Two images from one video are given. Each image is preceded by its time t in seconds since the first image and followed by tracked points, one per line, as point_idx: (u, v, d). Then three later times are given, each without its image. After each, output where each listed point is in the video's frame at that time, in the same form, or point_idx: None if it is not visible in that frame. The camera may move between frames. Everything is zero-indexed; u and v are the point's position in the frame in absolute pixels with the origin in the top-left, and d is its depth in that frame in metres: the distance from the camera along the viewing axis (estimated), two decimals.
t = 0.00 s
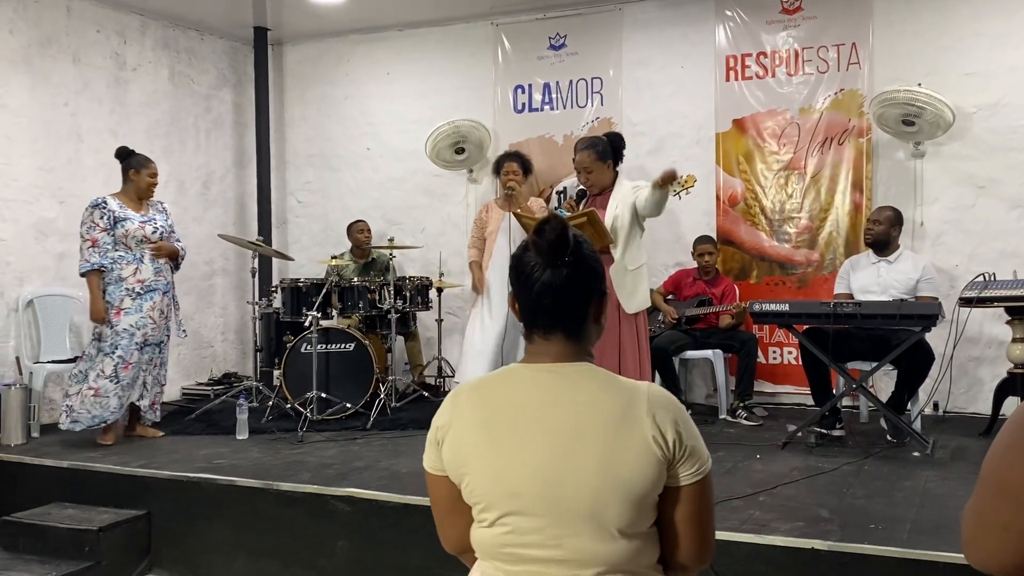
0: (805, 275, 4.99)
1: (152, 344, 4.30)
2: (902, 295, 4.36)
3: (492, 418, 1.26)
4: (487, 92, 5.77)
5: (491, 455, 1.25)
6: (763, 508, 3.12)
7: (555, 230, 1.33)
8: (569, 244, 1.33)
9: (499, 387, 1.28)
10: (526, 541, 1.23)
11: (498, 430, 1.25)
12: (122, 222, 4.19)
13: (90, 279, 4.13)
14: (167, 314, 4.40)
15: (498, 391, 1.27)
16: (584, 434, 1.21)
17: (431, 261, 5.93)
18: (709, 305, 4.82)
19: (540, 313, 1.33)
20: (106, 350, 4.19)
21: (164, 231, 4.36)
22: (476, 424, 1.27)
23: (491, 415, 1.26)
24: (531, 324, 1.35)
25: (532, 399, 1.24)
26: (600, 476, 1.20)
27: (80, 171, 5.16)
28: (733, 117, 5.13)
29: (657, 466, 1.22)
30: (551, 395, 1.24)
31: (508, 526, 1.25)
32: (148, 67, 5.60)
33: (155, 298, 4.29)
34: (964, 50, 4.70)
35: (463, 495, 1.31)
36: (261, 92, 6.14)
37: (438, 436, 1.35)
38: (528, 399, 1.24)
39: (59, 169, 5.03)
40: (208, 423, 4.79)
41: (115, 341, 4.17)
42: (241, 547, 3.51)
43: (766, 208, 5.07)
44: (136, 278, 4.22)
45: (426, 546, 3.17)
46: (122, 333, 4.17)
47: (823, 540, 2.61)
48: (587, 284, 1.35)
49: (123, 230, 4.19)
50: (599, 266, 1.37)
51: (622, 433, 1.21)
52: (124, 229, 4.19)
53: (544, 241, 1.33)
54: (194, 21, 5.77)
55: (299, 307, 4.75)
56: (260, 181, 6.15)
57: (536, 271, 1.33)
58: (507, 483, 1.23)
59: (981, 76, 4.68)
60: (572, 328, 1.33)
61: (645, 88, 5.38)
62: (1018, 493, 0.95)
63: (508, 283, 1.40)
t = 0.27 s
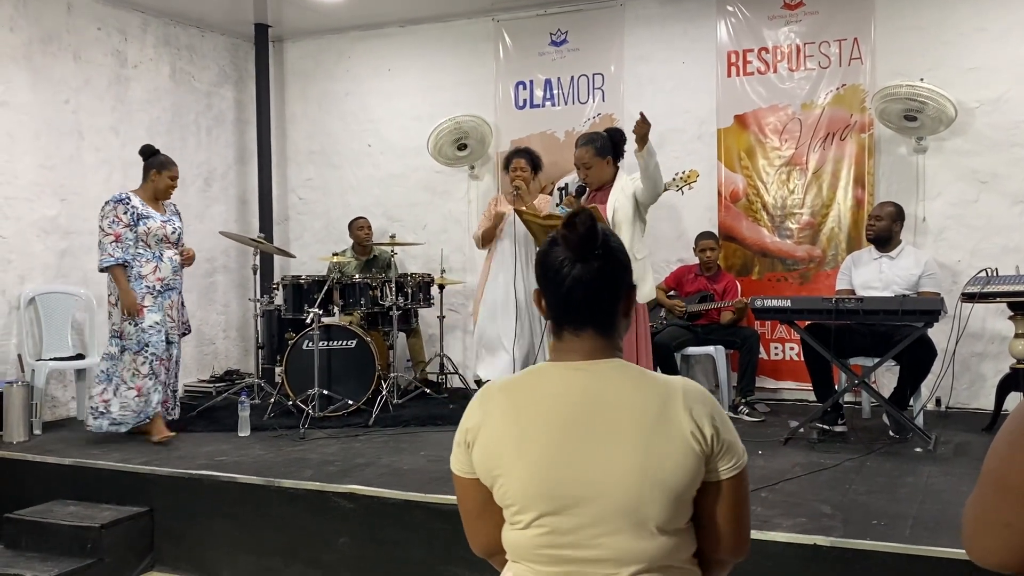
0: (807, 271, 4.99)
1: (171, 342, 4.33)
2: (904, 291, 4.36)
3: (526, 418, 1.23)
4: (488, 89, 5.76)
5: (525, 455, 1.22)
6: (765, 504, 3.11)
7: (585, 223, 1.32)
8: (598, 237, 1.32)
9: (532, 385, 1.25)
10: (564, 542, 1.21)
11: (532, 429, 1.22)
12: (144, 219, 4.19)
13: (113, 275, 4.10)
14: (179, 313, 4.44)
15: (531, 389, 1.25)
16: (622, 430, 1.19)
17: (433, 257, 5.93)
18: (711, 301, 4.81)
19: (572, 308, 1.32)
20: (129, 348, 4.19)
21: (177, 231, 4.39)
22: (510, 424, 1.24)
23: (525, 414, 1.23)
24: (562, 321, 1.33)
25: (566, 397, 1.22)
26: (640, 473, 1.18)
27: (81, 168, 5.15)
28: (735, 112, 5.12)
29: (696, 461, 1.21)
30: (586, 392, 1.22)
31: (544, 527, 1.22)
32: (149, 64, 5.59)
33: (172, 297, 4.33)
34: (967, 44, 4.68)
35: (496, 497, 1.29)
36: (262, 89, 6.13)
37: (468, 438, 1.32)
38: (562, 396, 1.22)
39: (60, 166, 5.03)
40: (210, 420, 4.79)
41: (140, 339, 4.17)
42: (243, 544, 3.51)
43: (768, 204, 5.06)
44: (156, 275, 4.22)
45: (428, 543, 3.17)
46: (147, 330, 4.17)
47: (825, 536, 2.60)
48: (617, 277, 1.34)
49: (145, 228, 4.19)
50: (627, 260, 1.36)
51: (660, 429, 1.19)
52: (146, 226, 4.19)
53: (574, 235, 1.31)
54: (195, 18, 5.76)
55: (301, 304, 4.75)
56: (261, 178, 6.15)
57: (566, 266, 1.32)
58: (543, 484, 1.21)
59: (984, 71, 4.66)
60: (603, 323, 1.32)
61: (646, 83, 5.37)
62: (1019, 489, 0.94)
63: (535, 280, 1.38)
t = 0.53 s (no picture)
0: (808, 267, 4.98)
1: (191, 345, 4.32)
2: (905, 287, 4.36)
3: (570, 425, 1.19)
4: (489, 85, 5.76)
5: (571, 462, 1.19)
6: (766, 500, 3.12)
7: (628, 221, 1.31)
8: (640, 236, 1.31)
9: (573, 390, 1.22)
10: (614, 547, 1.18)
11: (579, 434, 1.19)
12: (171, 221, 4.15)
13: (139, 275, 4.04)
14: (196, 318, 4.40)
15: (574, 394, 1.21)
16: (673, 432, 1.17)
17: (434, 254, 5.93)
18: (712, 297, 4.81)
19: (612, 308, 1.30)
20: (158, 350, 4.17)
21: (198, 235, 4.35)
22: (553, 431, 1.20)
23: (569, 419, 1.20)
24: (600, 320, 1.32)
25: (613, 400, 1.19)
26: (690, 474, 1.17)
27: (82, 166, 5.16)
28: (736, 108, 5.12)
29: (742, 459, 1.21)
30: (634, 395, 1.19)
31: (592, 534, 1.20)
32: (150, 61, 5.59)
33: (193, 301, 4.29)
34: (969, 39, 4.67)
35: (535, 505, 1.25)
36: (262, 86, 6.13)
37: (503, 446, 1.27)
38: (608, 400, 1.19)
39: (62, 164, 5.03)
40: (212, 417, 4.80)
41: (166, 342, 4.15)
42: (245, 540, 3.52)
43: (769, 200, 5.05)
44: (179, 279, 4.19)
45: (429, 540, 3.17)
46: (173, 334, 4.15)
47: (826, 532, 2.60)
48: (656, 277, 1.33)
49: (173, 229, 4.15)
50: (664, 260, 1.35)
51: (708, 428, 1.18)
52: (173, 229, 4.15)
53: (616, 233, 1.30)
54: (195, 15, 5.76)
55: (302, 301, 4.76)
56: (262, 175, 6.16)
57: (606, 264, 1.30)
58: (591, 490, 1.18)
59: (985, 66, 4.66)
60: (640, 323, 1.31)
61: (646, 80, 5.37)
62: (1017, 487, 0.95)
63: (570, 279, 1.36)
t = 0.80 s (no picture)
0: (811, 262, 4.99)
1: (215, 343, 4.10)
2: (908, 282, 4.36)
3: (621, 425, 1.15)
4: (490, 81, 5.76)
5: (625, 463, 1.15)
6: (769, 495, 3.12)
7: (657, 215, 1.29)
8: (667, 232, 1.29)
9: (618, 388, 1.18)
10: (669, 544, 1.17)
11: (632, 433, 1.15)
12: (202, 214, 3.97)
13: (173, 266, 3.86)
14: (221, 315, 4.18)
15: (621, 393, 1.17)
16: (723, 422, 1.17)
17: (437, 251, 5.94)
18: (714, 293, 4.80)
19: (645, 305, 1.27)
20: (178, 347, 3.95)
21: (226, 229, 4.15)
22: (603, 432, 1.16)
23: (620, 419, 1.16)
24: (630, 319, 1.28)
25: (663, 396, 1.17)
26: (739, 463, 1.17)
27: (85, 164, 5.17)
28: (738, 104, 5.11)
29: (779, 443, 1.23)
30: (682, 389, 1.18)
31: (647, 534, 1.17)
32: (152, 59, 5.60)
33: (219, 297, 4.09)
34: (971, 34, 4.67)
35: (579, 511, 1.20)
36: (264, 84, 6.14)
37: (542, 456, 1.20)
38: (658, 397, 1.17)
39: (64, 163, 5.04)
40: (215, 415, 4.81)
41: (185, 337, 3.95)
42: (249, 537, 3.53)
43: (771, 195, 5.05)
44: (206, 273, 3.99)
45: (432, 536, 3.18)
46: (190, 329, 3.95)
47: (829, 527, 2.60)
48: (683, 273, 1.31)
49: (203, 223, 3.96)
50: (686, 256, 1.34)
51: (752, 417, 1.20)
52: (204, 222, 3.97)
53: (647, 228, 1.27)
54: (197, 13, 5.77)
55: (305, 299, 4.79)
56: (264, 173, 6.17)
57: (637, 261, 1.27)
58: (647, 489, 1.15)
59: (987, 60, 4.65)
60: (671, 320, 1.29)
61: (648, 76, 5.37)
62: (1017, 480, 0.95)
63: (595, 280, 1.32)
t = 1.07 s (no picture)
0: (813, 258, 4.98)
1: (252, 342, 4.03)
2: (910, 277, 4.35)
3: (634, 421, 1.16)
4: (492, 78, 5.76)
5: (639, 456, 1.16)
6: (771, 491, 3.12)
7: (659, 212, 1.30)
8: (668, 228, 1.31)
9: (629, 383, 1.19)
10: (681, 536, 1.18)
11: (646, 426, 1.16)
12: (236, 210, 3.98)
13: (218, 261, 3.85)
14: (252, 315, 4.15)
15: (634, 386, 1.19)
16: (732, 413, 1.20)
17: (439, 248, 5.94)
18: (717, 289, 4.80)
19: (650, 301, 1.27)
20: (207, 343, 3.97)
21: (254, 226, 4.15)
22: (618, 426, 1.17)
23: (634, 412, 1.17)
24: (636, 316, 1.28)
25: (675, 389, 1.18)
26: (746, 455, 1.20)
27: (88, 163, 5.17)
28: (740, 100, 5.11)
29: (779, 435, 1.27)
30: (693, 381, 1.20)
31: (660, 527, 1.18)
32: (153, 58, 5.60)
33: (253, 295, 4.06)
34: (974, 28, 4.66)
35: (591, 506, 1.21)
36: (266, 82, 6.14)
37: (554, 452, 1.20)
38: (670, 389, 1.18)
39: (67, 161, 5.04)
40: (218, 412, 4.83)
41: (207, 334, 3.95)
42: (253, 535, 3.54)
43: (774, 191, 5.05)
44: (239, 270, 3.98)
45: (435, 533, 3.18)
46: (214, 327, 3.96)
47: (831, 522, 2.60)
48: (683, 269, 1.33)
49: (237, 220, 3.97)
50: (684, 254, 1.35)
51: (757, 407, 1.23)
52: (238, 219, 3.98)
53: (650, 224, 1.28)
54: (199, 11, 5.77)
55: (308, 296, 4.77)
56: (267, 170, 6.18)
57: (641, 256, 1.27)
58: (661, 481, 1.16)
59: (990, 55, 4.64)
60: (675, 316, 1.29)
61: (650, 72, 5.36)
62: (1015, 473, 0.96)
63: (598, 279, 1.31)
